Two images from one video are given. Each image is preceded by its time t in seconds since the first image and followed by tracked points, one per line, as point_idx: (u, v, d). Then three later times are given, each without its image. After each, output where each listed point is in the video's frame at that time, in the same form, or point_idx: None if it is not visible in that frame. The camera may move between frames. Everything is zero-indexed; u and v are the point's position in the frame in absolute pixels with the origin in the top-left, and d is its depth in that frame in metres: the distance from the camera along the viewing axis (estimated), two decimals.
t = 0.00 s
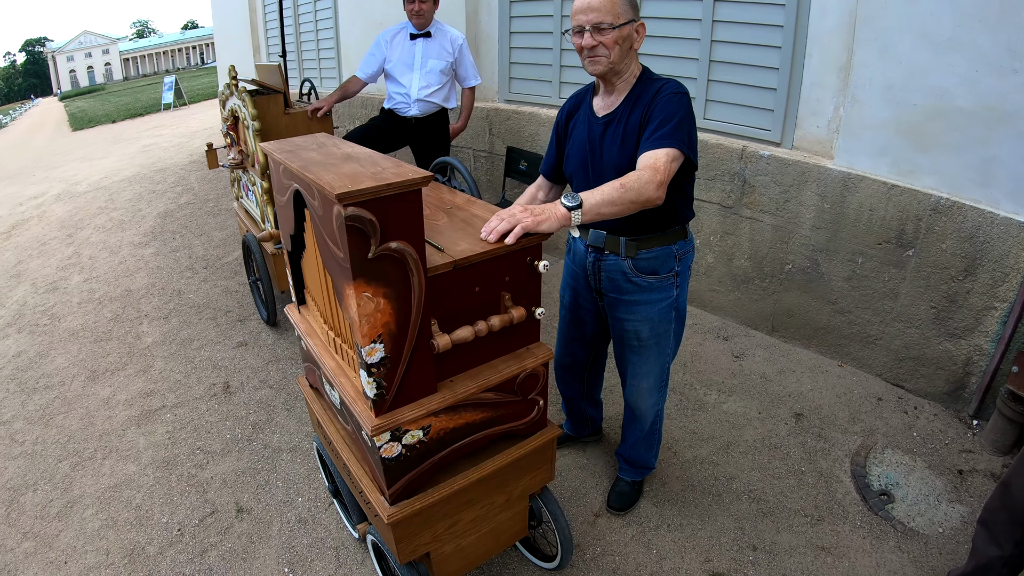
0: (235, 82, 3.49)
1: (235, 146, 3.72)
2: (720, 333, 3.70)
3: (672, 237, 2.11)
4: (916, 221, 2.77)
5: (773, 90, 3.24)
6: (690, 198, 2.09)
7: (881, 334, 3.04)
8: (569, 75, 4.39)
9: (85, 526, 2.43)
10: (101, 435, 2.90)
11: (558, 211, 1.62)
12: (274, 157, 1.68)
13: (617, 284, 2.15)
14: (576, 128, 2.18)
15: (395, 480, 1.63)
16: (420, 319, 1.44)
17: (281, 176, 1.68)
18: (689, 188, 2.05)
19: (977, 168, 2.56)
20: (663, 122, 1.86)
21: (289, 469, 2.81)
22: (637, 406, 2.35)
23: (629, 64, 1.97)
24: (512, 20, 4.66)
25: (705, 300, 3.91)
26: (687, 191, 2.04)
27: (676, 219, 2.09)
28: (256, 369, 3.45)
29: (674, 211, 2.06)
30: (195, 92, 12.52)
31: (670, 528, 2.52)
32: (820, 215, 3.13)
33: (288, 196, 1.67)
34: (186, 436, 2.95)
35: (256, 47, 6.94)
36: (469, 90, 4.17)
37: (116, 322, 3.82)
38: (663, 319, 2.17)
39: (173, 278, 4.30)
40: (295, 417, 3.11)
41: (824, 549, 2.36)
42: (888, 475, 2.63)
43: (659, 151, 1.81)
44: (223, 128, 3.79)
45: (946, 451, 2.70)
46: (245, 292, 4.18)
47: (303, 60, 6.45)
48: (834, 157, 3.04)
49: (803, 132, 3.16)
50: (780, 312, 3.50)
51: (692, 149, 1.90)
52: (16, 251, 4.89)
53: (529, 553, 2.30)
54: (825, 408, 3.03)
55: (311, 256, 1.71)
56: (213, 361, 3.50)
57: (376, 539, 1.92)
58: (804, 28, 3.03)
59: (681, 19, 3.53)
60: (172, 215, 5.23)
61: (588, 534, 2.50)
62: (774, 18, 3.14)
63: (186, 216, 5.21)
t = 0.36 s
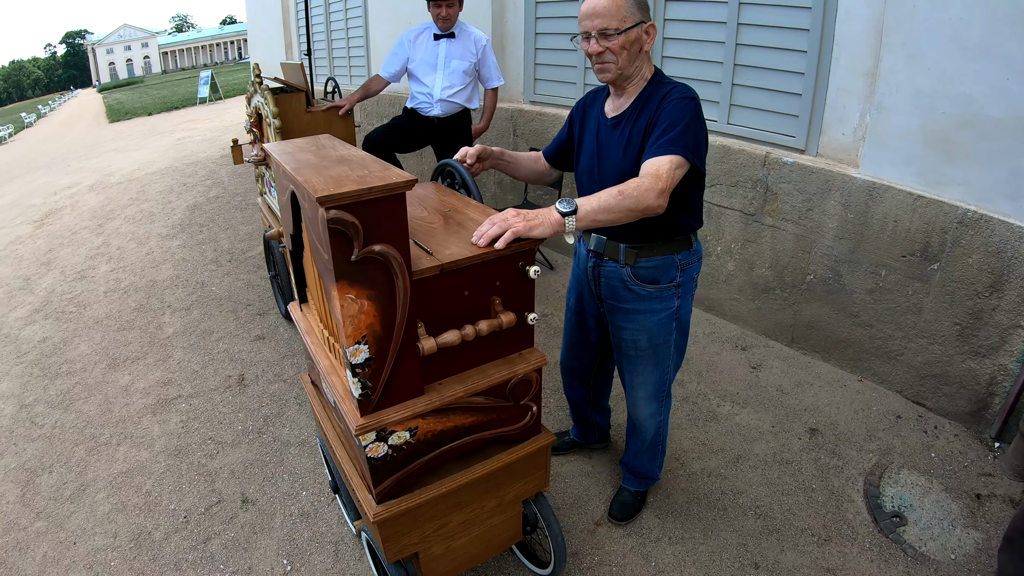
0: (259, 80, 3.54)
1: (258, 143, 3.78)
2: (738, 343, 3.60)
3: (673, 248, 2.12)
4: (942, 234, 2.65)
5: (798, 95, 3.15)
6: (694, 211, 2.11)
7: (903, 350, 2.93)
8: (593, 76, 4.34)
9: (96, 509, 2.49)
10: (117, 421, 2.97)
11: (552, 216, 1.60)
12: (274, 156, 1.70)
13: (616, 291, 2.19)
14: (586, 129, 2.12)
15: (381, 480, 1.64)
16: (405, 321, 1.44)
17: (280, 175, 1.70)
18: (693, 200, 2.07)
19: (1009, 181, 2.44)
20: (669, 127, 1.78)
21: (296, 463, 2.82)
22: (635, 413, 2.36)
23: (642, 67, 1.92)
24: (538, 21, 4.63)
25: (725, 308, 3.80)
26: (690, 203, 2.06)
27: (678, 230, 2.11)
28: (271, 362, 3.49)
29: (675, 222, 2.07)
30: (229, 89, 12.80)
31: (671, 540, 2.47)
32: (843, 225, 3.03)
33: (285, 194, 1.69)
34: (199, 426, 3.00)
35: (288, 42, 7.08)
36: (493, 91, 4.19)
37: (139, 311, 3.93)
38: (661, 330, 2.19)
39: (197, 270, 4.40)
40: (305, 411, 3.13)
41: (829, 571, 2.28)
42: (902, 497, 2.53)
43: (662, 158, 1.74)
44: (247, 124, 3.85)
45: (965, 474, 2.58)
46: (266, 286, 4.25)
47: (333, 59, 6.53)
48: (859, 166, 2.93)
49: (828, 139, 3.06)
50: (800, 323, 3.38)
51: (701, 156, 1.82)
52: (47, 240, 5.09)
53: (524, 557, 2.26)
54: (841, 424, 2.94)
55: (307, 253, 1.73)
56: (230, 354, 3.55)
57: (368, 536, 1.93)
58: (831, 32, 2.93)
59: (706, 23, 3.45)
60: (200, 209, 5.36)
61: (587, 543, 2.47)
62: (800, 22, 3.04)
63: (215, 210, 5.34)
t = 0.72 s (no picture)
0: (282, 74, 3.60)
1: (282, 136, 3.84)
2: (755, 350, 3.49)
3: (683, 249, 1.98)
4: (968, 245, 2.54)
5: (824, 98, 3.04)
6: (705, 211, 1.96)
7: (924, 365, 2.81)
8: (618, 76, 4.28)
9: (108, 487, 2.58)
10: (135, 402, 3.07)
11: (541, 218, 1.60)
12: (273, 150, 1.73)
13: (624, 295, 2.04)
14: (589, 133, 2.11)
15: (365, 472, 1.66)
16: (387, 318, 1.45)
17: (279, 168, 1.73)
18: (705, 199, 1.92)
19: None
20: (668, 129, 1.75)
21: (303, 451, 2.84)
22: (643, 424, 2.20)
23: (632, 75, 1.87)
24: (564, 19, 4.58)
25: (745, 314, 3.69)
26: (700, 202, 1.91)
27: (688, 232, 1.96)
28: (287, 351, 3.54)
29: (685, 222, 1.93)
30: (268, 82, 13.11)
31: (668, 549, 2.42)
32: (866, 233, 2.91)
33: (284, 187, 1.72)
34: (212, 410, 3.06)
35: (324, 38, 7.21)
36: (516, 89, 4.19)
37: (165, 298, 4.05)
38: (672, 334, 2.03)
39: (223, 258, 4.52)
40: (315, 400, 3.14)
41: None
42: (912, 518, 2.44)
43: (660, 161, 1.71)
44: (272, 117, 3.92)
45: (980, 497, 2.48)
46: (288, 276, 4.33)
47: (367, 55, 6.58)
48: (885, 173, 2.82)
49: (853, 144, 2.96)
50: (819, 333, 3.26)
51: (702, 158, 1.78)
52: (83, 225, 5.30)
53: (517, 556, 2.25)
54: (855, 439, 2.83)
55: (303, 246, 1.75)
56: (249, 341, 3.63)
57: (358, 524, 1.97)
58: (858, 34, 2.83)
59: (732, 23, 3.37)
60: (230, 199, 5.50)
61: (582, 547, 2.45)
62: (827, 23, 2.95)
63: (244, 200, 5.47)
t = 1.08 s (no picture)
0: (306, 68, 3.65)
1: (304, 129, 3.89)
2: (770, 360, 3.41)
3: (679, 258, 2.00)
4: (992, 262, 2.44)
5: (849, 104, 2.96)
6: (704, 222, 1.97)
7: (942, 384, 2.71)
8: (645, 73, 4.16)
9: (118, 465, 2.66)
10: (151, 384, 3.15)
11: (531, 219, 1.58)
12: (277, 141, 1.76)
13: (617, 300, 2.10)
14: (595, 132, 2.07)
15: (350, 463, 1.68)
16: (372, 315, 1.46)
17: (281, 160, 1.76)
18: (702, 209, 1.93)
19: None
20: (670, 133, 1.71)
21: (309, 439, 2.85)
22: (633, 428, 2.25)
23: (634, 75, 1.85)
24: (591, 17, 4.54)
25: (762, 323, 3.60)
26: (698, 212, 1.93)
27: (684, 242, 1.98)
28: (301, 339, 3.57)
29: (681, 232, 1.95)
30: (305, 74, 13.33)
31: (661, 559, 2.39)
32: (888, 245, 2.81)
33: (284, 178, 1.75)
34: (224, 395, 3.11)
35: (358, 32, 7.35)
36: (539, 87, 4.19)
37: (187, 283, 4.15)
38: (663, 343, 2.06)
39: (245, 247, 4.61)
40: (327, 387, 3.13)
41: None
42: (918, 542, 2.35)
43: (659, 166, 1.67)
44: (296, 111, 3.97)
45: (992, 525, 2.38)
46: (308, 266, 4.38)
47: (398, 49, 6.57)
48: (908, 183, 2.73)
49: (877, 153, 2.86)
50: (836, 345, 3.17)
51: (705, 163, 1.73)
52: (113, 209, 5.46)
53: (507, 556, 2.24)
54: (865, 455, 2.76)
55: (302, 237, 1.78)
56: (265, 329, 3.67)
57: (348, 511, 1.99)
58: (886, 38, 2.74)
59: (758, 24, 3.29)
60: (258, 188, 5.60)
61: (575, 552, 2.43)
62: (855, 27, 2.85)
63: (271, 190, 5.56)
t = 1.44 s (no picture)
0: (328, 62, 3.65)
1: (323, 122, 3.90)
2: (787, 374, 3.28)
3: (697, 267, 1.91)
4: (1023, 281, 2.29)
5: (878, 113, 2.83)
6: (724, 229, 1.88)
7: (965, 408, 2.58)
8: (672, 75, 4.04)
9: (124, 452, 2.68)
10: (162, 373, 3.19)
11: (534, 224, 1.54)
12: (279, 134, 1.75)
13: (633, 312, 2.00)
14: (607, 135, 2.01)
15: (341, 465, 1.65)
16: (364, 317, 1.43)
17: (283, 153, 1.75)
18: (721, 215, 1.84)
19: None
20: (681, 136, 1.64)
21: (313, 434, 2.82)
22: (647, 443, 2.14)
23: (645, 76, 1.79)
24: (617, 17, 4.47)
25: (782, 336, 3.46)
26: (717, 218, 1.84)
27: (702, 249, 1.88)
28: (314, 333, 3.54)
29: (698, 238, 1.85)
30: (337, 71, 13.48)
31: None
32: (913, 260, 2.68)
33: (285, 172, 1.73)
34: (234, 386, 3.11)
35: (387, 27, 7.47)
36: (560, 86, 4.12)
37: (204, 274, 4.19)
38: (680, 355, 1.97)
39: (264, 239, 4.64)
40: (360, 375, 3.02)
41: None
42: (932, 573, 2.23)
43: (668, 170, 1.60)
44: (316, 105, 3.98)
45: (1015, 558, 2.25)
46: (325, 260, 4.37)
47: (425, 47, 6.55)
48: (937, 196, 2.59)
49: (905, 164, 2.73)
50: (857, 362, 3.03)
51: (719, 168, 1.65)
52: (137, 198, 5.55)
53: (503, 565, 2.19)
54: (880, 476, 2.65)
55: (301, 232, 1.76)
56: (278, 322, 3.66)
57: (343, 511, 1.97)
58: (917, 45, 2.61)
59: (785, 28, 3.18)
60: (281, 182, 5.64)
61: (574, 564, 2.37)
62: (885, 33, 2.73)
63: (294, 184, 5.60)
